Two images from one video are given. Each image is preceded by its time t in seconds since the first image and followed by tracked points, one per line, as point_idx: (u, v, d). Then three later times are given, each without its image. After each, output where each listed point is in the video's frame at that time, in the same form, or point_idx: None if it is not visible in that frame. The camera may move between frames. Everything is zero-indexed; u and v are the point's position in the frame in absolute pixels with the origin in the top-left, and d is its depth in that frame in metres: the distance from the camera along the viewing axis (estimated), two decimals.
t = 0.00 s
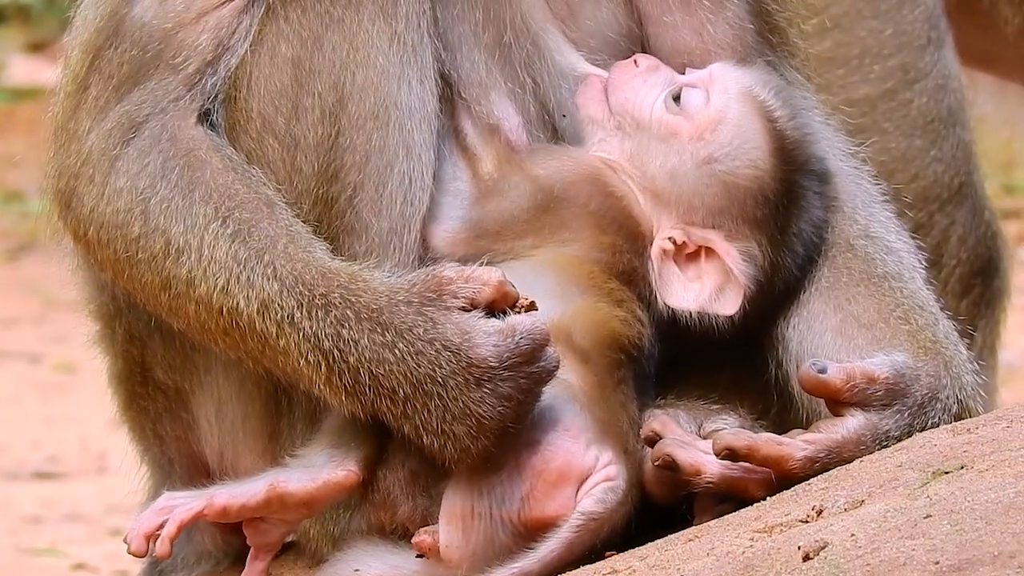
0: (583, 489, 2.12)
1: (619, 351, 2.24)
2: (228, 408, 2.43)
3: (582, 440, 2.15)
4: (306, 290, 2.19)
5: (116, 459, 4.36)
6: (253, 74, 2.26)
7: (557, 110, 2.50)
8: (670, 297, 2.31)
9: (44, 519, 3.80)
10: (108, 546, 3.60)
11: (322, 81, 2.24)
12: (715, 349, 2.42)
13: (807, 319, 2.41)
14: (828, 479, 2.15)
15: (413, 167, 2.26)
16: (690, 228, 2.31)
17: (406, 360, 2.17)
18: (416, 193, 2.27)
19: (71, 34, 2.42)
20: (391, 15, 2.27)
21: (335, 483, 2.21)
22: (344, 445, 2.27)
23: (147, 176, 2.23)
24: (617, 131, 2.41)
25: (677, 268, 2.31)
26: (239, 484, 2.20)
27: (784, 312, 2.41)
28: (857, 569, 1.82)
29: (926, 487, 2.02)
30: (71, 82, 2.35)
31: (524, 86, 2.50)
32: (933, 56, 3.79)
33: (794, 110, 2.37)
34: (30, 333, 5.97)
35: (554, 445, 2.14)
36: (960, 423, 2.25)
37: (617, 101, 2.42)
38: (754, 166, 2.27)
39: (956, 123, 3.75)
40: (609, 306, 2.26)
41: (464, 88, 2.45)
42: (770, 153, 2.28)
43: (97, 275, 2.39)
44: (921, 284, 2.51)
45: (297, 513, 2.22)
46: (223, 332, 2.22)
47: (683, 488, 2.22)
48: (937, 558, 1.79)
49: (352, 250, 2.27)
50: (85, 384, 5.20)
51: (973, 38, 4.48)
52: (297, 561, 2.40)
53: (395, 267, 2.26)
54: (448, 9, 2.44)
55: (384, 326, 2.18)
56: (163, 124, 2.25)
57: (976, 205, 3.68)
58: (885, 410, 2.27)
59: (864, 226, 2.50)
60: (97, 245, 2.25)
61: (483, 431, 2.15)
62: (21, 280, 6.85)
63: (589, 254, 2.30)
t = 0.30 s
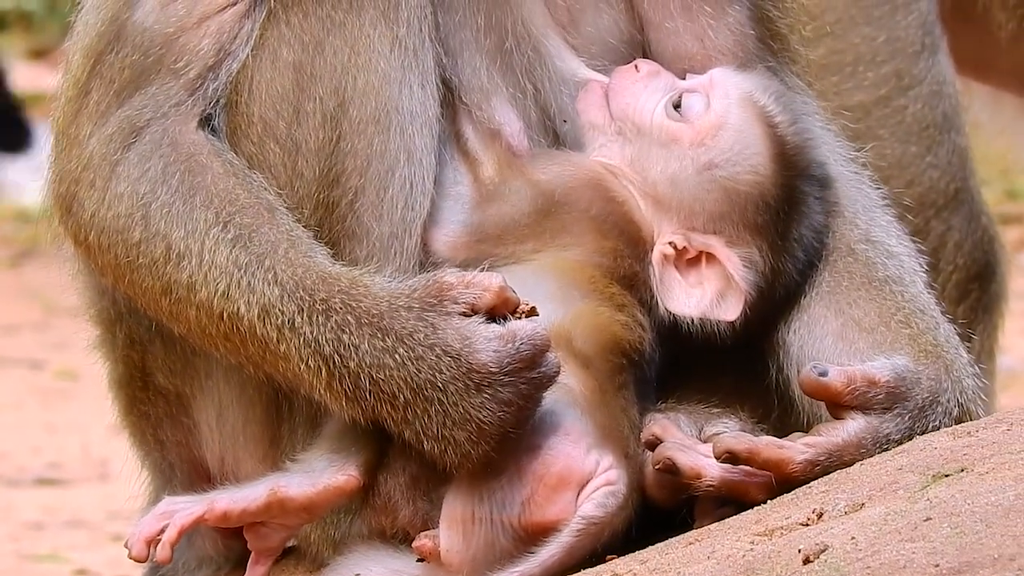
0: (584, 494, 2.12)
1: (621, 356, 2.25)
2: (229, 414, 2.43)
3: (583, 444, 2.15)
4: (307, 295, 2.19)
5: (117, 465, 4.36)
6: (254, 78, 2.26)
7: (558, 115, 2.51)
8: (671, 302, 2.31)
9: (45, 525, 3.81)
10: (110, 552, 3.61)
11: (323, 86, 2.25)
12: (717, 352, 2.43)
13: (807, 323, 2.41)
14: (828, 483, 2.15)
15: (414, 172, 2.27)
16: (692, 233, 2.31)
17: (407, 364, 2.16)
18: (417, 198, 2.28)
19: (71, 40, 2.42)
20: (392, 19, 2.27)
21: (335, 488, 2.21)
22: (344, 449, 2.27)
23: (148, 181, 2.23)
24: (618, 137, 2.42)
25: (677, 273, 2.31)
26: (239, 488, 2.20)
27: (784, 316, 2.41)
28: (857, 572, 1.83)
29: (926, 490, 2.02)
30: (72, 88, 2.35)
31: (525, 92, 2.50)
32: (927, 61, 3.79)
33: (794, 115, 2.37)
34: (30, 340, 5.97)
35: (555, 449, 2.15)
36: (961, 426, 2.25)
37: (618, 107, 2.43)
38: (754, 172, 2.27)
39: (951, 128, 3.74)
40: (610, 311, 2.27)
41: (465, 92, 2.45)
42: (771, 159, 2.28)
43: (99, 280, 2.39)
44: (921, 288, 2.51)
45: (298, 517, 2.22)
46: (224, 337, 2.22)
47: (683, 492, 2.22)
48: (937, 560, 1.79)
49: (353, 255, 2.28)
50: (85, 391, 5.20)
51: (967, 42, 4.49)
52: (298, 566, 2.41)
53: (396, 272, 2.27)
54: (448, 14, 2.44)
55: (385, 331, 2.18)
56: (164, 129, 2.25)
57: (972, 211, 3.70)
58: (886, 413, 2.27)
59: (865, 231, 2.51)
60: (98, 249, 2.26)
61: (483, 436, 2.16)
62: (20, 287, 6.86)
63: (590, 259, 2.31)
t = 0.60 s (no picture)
0: (582, 493, 2.12)
1: (619, 355, 2.25)
2: (226, 415, 2.44)
3: (581, 444, 2.14)
4: (299, 293, 2.18)
5: (118, 465, 4.36)
6: (250, 77, 2.26)
7: (553, 114, 2.51)
8: (669, 301, 2.32)
9: (45, 526, 3.81)
10: (110, 552, 3.61)
11: (318, 86, 2.25)
12: (714, 350, 2.43)
13: (805, 324, 2.40)
14: (826, 483, 2.15)
15: (411, 171, 2.28)
16: (688, 231, 2.31)
17: (396, 362, 2.15)
18: (414, 197, 2.29)
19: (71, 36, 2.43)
20: (389, 19, 2.28)
21: (331, 487, 2.20)
22: (342, 451, 2.25)
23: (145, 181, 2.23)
24: (613, 135, 2.43)
25: (675, 271, 2.32)
26: (237, 488, 2.20)
27: (779, 315, 2.41)
28: (855, 571, 1.82)
29: (924, 490, 2.02)
30: (71, 87, 2.36)
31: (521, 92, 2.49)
32: (928, 62, 3.79)
33: (788, 112, 2.38)
34: (32, 342, 5.98)
35: (552, 448, 2.14)
36: (959, 425, 2.25)
37: (613, 105, 2.44)
38: (750, 169, 2.28)
39: (951, 129, 3.74)
40: (608, 311, 2.27)
41: (462, 92, 2.45)
42: (767, 156, 2.28)
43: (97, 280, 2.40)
44: (918, 288, 2.51)
45: (295, 517, 2.21)
46: (219, 336, 2.20)
47: (682, 492, 2.22)
48: (935, 560, 1.79)
49: (349, 254, 2.27)
50: (86, 392, 5.21)
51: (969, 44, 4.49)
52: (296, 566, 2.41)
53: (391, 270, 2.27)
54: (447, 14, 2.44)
55: (377, 331, 2.16)
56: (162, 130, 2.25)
57: (973, 212, 3.69)
58: (884, 412, 2.27)
59: (862, 230, 2.50)
60: (96, 250, 2.25)
61: (473, 435, 2.14)
62: (22, 289, 6.86)
63: (586, 258, 2.31)
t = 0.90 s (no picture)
0: (578, 497, 2.08)
1: (614, 358, 2.25)
2: (223, 417, 2.42)
3: (579, 447, 2.10)
4: (260, 189, 2.15)
5: (115, 468, 4.37)
6: (249, 78, 2.26)
7: (554, 120, 2.54)
8: (665, 305, 2.32)
9: (43, 529, 3.82)
10: (108, 556, 3.62)
11: (319, 87, 2.25)
12: (711, 353, 2.43)
13: (803, 329, 2.41)
14: (822, 487, 2.15)
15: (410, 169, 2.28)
16: (685, 236, 2.35)
17: (324, 215, 2.09)
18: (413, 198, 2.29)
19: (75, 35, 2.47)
20: (391, 22, 2.30)
21: (329, 491, 2.16)
22: (340, 455, 2.21)
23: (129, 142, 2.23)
24: (612, 139, 2.47)
25: (671, 274, 2.34)
26: (235, 493, 2.18)
27: (778, 320, 2.42)
28: (851, 573, 1.82)
29: (921, 493, 2.02)
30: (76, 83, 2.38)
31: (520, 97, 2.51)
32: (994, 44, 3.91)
33: (788, 118, 2.42)
34: (30, 344, 5.98)
35: (549, 450, 2.09)
36: (956, 428, 2.26)
37: (614, 109, 2.48)
38: (748, 173, 2.32)
39: None
40: (603, 314, 2.27)
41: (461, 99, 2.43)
42: (765, 160, 2.33)
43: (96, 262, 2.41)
44: (918, 294, 2.52)
45: (293, 520, 2.20)
46: (197, 263, 2.20)
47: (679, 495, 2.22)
48: (932, 563, 1.78)
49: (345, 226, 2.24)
50: (84, 394, 5.21)
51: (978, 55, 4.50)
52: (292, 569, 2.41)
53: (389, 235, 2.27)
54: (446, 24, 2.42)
55: (319, 204, 2.09)
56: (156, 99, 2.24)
57: None
58: (882, 416, 2.27)
59: (861, 240, 2.54)
60: (86, 217, 2.26)
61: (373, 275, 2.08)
62: (19, 292, 6.87)
63: (583, 263, 2.31)
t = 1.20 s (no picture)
0: (575, 499, 2.09)
1: (612, 362, 2.26)
2: (217, 418, 2.44)
3: (575, 449, 2.11)
4: (307, 59, 2.24)
5: (112, 472, 4.37)
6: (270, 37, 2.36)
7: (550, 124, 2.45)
8: (663, 308, 2.30)
9: (39, 532, 3.82)
10: (105, 559, 3.62)
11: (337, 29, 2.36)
12: (708, 356, 2.43)
13: (798, 332, 2.40)
14: (818, 489, 2.16)
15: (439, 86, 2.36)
16: (682, 237, 2.32)
17: (394, 55, 2.22)
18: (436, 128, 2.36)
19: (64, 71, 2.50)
20: None
21: (326, 494, 2.16)
22: (337, 454, 2.21)
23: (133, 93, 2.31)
24: (607, 142, 2.41)
25: (668, 276, 2.31)
26: (232, 496, 2.18)
27: (773, 323, 2.41)
28: None
29: (917, 495, 2.03)
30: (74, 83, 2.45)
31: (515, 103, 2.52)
32: None
33: (783, 119, 2.38)
34: (26, 348, 5.98)
35: (544, 451, 2.09)
36: (952, 431, 2.26)
37: (607, 111, 2.42)
38: (745, 176, 2.29)
39: None
40: (601, 316, 2.27)
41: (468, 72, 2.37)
42: (762, 162, 2.30)
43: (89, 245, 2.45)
44: (913, 295, 2.53)
45: (290, 524, 2.18)
46: (232, 165, 2.24)
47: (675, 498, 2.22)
48: (928, 565, 1.78)
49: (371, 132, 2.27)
50: (80, 398, 5.21)
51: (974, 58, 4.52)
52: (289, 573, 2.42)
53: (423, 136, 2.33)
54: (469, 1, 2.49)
55: (382, 52, 2.23)
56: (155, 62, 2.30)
57: None
58: (877, 419, 2.28)
59: (857, 242, 2.54)
60: (102, 183, 2.32)
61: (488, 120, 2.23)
62: (14, 297, 6.86)
63: (582, 265, 2.31)
